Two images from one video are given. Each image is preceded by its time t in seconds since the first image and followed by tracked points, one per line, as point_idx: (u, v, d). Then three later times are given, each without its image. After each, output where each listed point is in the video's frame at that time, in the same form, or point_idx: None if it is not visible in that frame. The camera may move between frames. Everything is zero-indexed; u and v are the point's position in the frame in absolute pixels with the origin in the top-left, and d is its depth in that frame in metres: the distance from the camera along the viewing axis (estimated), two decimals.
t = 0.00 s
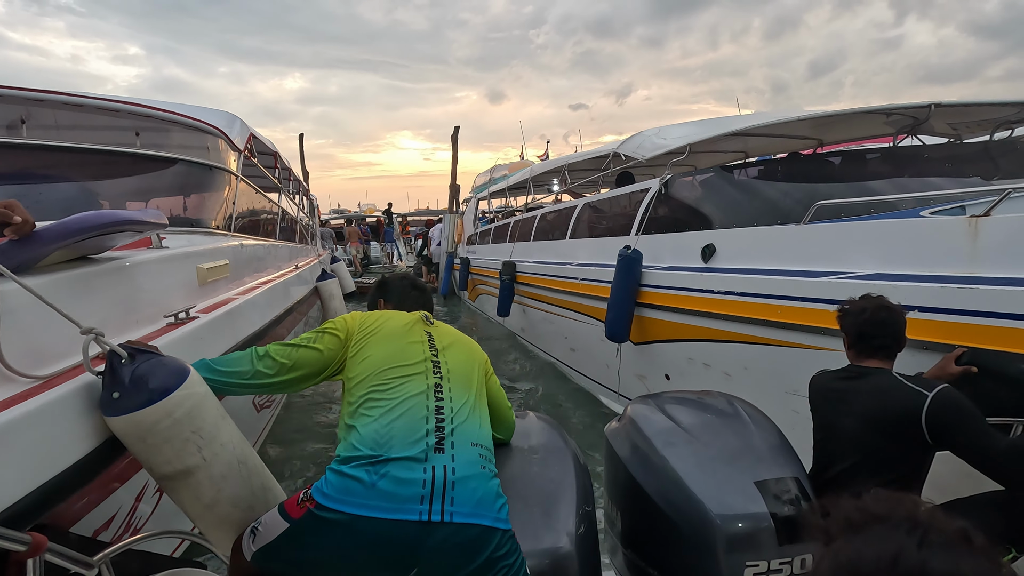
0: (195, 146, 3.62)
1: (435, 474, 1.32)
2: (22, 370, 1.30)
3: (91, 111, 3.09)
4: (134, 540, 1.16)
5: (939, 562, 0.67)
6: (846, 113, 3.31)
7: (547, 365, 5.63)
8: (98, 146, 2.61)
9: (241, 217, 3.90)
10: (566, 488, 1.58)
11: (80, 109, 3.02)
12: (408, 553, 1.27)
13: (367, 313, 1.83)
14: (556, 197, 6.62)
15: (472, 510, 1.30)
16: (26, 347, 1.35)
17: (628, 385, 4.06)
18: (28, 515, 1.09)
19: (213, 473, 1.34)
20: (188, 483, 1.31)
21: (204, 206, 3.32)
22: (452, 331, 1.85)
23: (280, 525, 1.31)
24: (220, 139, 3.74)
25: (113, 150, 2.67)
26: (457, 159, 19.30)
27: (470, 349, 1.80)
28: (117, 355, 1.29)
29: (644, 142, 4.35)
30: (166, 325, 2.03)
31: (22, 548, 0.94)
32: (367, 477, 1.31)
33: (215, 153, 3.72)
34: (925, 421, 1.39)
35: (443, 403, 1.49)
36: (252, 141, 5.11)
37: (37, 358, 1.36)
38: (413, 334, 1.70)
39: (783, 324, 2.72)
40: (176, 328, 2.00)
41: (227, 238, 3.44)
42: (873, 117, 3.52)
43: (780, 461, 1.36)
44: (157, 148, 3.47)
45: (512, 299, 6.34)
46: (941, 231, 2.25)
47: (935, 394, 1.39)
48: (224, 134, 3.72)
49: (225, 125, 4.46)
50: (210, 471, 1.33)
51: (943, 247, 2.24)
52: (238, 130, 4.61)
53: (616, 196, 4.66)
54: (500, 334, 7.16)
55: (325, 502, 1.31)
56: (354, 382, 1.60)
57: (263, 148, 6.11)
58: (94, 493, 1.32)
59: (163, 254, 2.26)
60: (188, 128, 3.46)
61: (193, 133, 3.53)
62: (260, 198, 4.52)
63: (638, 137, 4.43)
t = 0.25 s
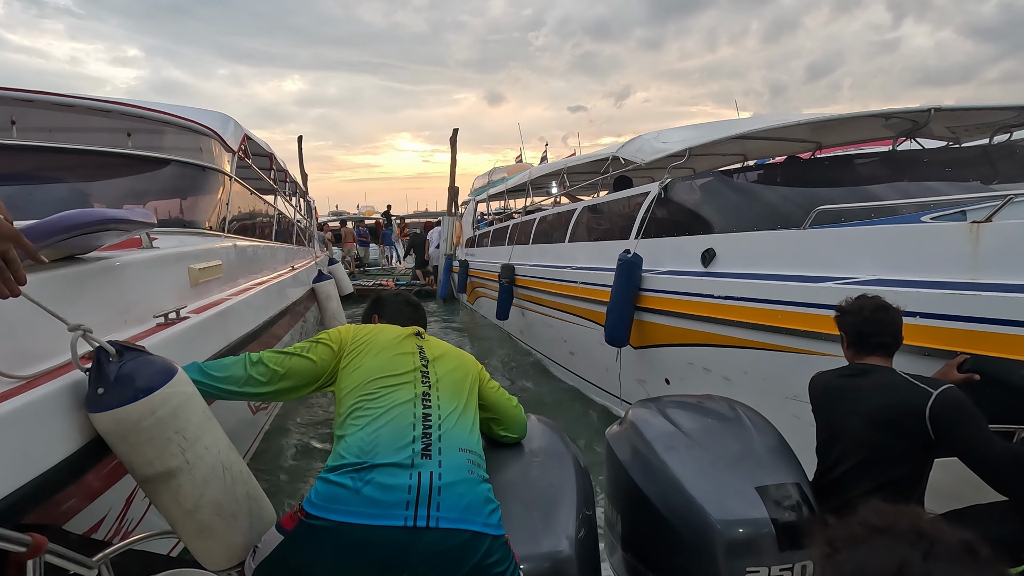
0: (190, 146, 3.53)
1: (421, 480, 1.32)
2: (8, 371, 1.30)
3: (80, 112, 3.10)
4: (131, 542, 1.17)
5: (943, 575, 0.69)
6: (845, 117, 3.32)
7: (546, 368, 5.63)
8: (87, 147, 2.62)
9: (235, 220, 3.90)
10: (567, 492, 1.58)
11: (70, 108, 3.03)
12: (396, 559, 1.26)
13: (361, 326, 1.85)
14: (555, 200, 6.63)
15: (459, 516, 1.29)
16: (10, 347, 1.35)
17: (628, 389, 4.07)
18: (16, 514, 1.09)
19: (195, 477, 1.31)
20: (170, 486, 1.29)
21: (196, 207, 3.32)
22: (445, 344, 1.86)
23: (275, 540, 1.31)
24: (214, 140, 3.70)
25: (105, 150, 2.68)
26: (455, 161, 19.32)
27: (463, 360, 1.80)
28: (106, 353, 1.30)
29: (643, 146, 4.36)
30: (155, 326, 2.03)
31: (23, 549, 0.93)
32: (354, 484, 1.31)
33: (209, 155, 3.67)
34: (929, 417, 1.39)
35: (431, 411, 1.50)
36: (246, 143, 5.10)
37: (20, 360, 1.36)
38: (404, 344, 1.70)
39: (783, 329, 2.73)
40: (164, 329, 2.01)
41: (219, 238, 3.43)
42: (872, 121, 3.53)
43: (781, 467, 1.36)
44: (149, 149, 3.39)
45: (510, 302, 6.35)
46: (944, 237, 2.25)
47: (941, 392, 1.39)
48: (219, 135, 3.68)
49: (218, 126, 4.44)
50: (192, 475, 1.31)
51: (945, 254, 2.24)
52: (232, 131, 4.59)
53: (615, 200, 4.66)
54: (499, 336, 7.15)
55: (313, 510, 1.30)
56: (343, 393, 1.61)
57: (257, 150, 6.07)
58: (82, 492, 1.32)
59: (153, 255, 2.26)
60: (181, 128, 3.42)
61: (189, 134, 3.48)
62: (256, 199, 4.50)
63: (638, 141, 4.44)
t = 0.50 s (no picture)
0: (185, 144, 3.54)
1: (412, 488, 1.32)
2: None
3: (71, 112, 3.14)
4: (127, 542, 1.23)
5: None
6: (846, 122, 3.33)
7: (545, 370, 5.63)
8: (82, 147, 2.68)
9: (229, 223, 3.91)
10: (567, 495, 1.58)
11: (61, 107, 3.06)
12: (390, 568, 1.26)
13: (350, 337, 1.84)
14: (554, 202, 6.63)
15: (450, 522, 1.29)
16: None
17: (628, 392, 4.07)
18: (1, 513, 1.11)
19: (149, 489, 1.25)
20: (126, 495, 1.25)
21: (187, 210, 3.32)
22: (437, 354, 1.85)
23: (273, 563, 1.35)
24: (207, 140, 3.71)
25: (97, 150, 2.73)
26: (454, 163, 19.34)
27: (456, 370, 1.79)
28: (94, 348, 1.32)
29: (643, 149, 4.38)
30: (144, 324, 2.05)
31: (25, 548, 0.95)
32: (343, 497, 1.32)
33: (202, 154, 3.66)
34: (927, 438, 1.38)
35: (419, 419, 1.50)
36: (241, 143, 5.09)
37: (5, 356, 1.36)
38: (393, 355, 1.69)
39: (784, 332, 2.73)
40: (153, 327, 2.03)
41: (213, 237, 3.43)
42: (872, 125, 3.54)
43: (783, 470, 1.36)
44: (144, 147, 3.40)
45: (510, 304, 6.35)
46: (946, 243, 2.26)
47: (942, 408, 1.37)
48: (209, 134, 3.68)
49: (210, 125, 4.42)
50: (147, 488, 1.25)
51: (947, 259, 2.25)
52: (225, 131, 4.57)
53: (615, 202, 4.67)
54: (498, 339, 7.16)
55: (306, 528, 1.32)
56: (332, 405, 1.61)
57: (251, 150, 6.04)
58: (69, 492, 1.34)
59: (146, 253, 2.27)
60: (174, 127, 3.43)
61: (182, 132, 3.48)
62: (252, 200, 4.56)
63: (638, 144, 4.45)
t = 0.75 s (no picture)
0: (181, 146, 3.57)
1: (409, 494, 1.33)
2: None
3: (64, 112, 3.13)
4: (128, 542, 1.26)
5: None
6: (847, 127, 3.35)
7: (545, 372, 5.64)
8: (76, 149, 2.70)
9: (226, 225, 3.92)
10: (570, 497, 1.59)
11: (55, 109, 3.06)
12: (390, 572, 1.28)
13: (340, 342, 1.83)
14: (554, 204, 6.64)
15: (447, 526, 1.30)
16: None
17: (627, 394, 4.08)
18: None
19: (110, 509, 1.25)
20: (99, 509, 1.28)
21: (182, 211, 3.33)
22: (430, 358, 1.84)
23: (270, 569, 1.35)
24: (202, 140, 3.72)
25: (89, 151, 2.75)
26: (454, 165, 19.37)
27: (450, 374, 1.79)
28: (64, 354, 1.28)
29: (644, 152, 4.39)
30: (137, 323, 2.07)
31: (38, 544, 1.00)
32: (339, 505, 1.32)
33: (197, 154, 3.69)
34: (917, 446, 1.36)
35: (414, 424, 1.50)
36: (236, 143, 5.08)
37: None
38: (385, 360, 1.69)
39: (785, 335, 2.74)
40: (146, 327, 2.05)
41: (208, 238, 3.44)
42: (871, 130, 3.55)
43: (785, 473, 1.37)
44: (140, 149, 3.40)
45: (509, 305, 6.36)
46: (947, 247, 2.27)
47: (929, 420, 1.34)
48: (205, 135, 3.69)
49: (205, 126, 4.39)
50: (109, 506, 1.26)
51: (948, 264, 2.26)
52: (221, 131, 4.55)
53: (615, 205, 4.68)
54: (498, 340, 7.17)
55: (304, 535, 1.32)
56: (327, 412, 1.60)
57: (247, 152, 5.98)
58: (67, 487, 1.39)
59: (138, 252, 2.26)
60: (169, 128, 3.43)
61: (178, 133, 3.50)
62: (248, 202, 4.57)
63: (639, 147, 4.46)
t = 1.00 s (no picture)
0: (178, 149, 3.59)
1: (413, 497, 1.33)
2: None
3: (63, 117, 3.12)
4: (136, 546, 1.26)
5: None
6: (848, 131, 3.35)
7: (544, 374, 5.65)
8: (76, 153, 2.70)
9: (224, 227, 3.93)
10: (573, 499, 1.59)
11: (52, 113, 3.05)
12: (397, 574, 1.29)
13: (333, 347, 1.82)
14: (555, 206, 6.65)
15: (452, 528, 1.31)
16: None
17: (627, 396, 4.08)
18: None
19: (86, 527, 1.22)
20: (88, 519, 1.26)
21: (180, 214, 3.34)
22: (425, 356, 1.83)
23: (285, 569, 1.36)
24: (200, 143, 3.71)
25: (89, 155, 2.74)
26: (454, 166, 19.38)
27: (446, 373, 1.78)
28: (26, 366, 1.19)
29: (646, 155, 4.40)
30: (132, 328, 2.07)
31: (47, 544, 1.01)
32: (346, 510, 1.33)
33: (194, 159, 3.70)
34: (917, 445, 1.36)
35: (414, 425, 1.49)
36: (236, 146, 5.08)
37: None
38: (380, 363, 1.68)
39: (786, 338, 2.74)
40: (142, 331, 2.05)
41: (206, 241, 3.44)
42: (871, 135, 3.57)
43: (788, 476, 1.37)
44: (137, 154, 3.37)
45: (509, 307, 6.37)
46: (948, 252, 2.28)
47: (922, 423, 1.36)
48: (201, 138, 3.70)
49: (204, 129, 4.38)
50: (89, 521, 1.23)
51: (949, 268, 2.26)
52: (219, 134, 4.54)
53: (616, 207, 4.68)
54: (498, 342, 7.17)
55: (314, 538, 1.34)
56: (325, 416, 1.60)
57: (246, 155, 6.01)
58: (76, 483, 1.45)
59: (135, 256, 2.28)
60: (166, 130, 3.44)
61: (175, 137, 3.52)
62: (247, 205, 4.58)
63: (641, 150, 4.47)
